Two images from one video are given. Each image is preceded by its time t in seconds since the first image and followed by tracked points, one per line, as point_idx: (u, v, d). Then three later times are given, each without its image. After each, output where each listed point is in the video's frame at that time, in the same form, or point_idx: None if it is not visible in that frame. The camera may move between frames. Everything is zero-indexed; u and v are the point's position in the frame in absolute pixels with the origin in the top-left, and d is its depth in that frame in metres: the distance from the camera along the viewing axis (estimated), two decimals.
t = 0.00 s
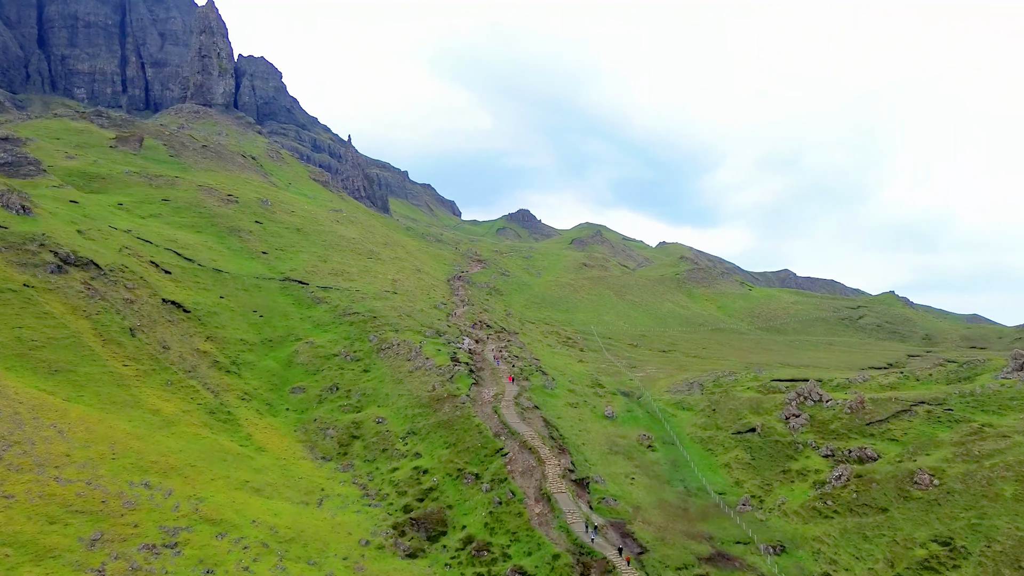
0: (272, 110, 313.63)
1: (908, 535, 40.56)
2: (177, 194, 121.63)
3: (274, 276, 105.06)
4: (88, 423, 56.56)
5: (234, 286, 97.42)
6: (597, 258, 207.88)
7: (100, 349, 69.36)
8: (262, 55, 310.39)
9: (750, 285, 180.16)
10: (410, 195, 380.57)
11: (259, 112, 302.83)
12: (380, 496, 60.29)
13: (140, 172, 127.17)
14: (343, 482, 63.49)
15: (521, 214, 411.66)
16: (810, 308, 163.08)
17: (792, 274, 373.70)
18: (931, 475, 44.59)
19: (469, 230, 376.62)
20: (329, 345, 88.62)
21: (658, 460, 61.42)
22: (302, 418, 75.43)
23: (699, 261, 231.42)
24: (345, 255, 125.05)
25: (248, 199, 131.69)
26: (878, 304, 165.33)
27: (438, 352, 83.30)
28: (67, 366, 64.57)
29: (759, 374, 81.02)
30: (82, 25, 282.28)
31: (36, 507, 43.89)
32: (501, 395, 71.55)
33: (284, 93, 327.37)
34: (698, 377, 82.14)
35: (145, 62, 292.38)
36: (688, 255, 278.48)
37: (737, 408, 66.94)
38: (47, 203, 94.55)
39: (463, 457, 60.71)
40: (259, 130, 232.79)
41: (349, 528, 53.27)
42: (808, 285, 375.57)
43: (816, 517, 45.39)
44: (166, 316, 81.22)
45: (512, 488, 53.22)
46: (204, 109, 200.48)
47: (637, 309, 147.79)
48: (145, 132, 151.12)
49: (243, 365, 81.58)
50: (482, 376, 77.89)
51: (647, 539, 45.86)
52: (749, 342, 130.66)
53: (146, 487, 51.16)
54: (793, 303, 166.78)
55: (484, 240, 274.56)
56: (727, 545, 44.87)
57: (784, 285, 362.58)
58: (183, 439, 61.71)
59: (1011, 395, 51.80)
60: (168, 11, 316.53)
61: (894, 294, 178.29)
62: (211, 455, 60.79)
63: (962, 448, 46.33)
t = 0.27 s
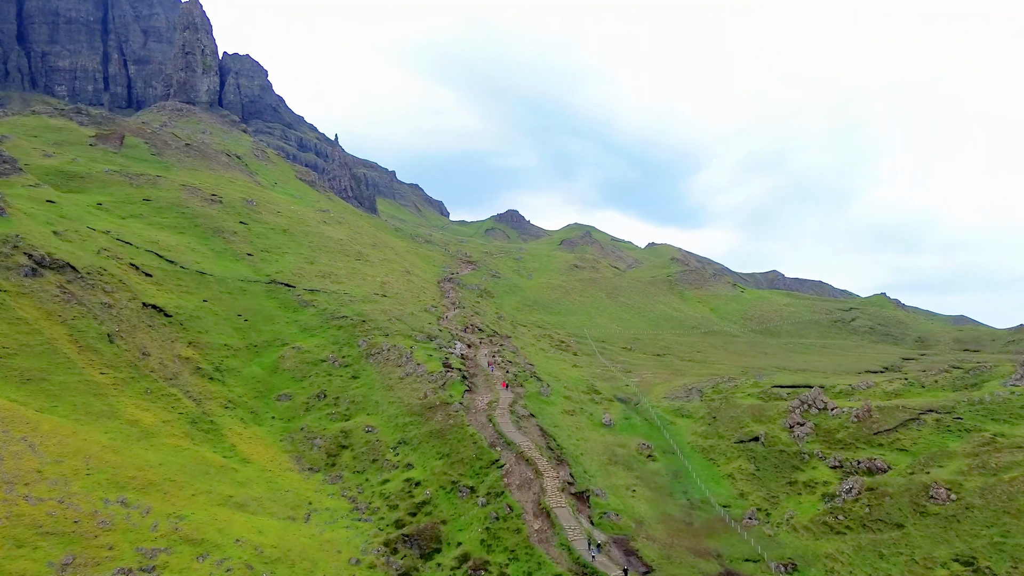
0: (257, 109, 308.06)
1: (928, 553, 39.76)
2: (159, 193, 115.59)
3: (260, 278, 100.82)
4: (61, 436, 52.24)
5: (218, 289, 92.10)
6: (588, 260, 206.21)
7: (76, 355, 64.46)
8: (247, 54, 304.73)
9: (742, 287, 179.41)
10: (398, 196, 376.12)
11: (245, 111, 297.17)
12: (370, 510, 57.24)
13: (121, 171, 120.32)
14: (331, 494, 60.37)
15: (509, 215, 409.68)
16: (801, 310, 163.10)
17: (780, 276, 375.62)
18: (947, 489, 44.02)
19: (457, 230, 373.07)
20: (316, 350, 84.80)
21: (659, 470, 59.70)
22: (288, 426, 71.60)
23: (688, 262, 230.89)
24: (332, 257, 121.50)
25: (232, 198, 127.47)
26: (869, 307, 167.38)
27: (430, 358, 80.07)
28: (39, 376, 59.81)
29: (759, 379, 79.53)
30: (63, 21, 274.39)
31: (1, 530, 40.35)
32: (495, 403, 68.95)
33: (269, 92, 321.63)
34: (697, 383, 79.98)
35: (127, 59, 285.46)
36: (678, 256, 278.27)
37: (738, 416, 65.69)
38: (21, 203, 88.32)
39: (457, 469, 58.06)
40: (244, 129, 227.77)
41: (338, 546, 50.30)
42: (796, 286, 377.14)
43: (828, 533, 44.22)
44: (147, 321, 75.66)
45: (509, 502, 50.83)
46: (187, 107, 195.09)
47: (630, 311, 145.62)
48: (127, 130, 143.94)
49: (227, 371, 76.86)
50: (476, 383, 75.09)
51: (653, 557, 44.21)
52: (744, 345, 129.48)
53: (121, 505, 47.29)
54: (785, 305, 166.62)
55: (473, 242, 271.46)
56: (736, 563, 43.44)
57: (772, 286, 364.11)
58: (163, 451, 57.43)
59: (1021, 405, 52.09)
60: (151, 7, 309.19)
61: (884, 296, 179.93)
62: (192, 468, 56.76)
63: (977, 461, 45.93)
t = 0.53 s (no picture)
0: (248, 108, 303.58)
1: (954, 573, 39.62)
2: (146, 193, 111.75)
3: (250, 280, 97.69)
4: (38, 449, 48.86)
5: (206, 292, 88.79)
6: (583, 261, 203.83)
7: (55, 361, 60.60)
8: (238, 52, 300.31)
9: (739, 289, 178.18)
10: (390, 196, 372.40)
11: (235, 109, 293.46)
12: (364, 524, 54.56)
13: (107, 169, 115.64)
14: (323, 507, 57.58)
15: (503, 215, 407.54)
16: (798, 312, 162.49)
17: (773, 277, 376.15)
18: (970, 505, 44.11)
19: (449, 230, 369.87)
20: (307, 355, 81.78)
21: (664, 482, 58.28)
22: (278, 435, 68.59)
23: (683, 263, 229.75)
24: (324, 259, 118.57)
25: (221, 198, 124.10)
26: (867, 310, 169.85)
27: (425, 363, 77.63)
28: (15, 384, 55.71)
29: (762, 385, 77.93)
30: (50, 18, 268.74)
31: None
32: (494, 411, 66.62)
33: (261, 90, 317.15)
34: (700, 389, 78.06)
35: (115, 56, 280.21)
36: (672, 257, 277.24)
37: (745, 425, 64.44)
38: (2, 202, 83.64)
39: (455, 481, 55.65)
40: (234, 127, 223.60)
41: (330, 564, 47.59)
42: (790, 287, 377.67)
43: (847, 551, 44.03)
44: (131, 325, 72.15)
45: (511, 518, 48.64)
46: (176, 104, 190.87)
47: (627, 313, 143.63)
48: (114, 129, 137.19)
49: (214, 377, 73.57)
50: (473, 389, 72.66)
51: None
52: (743, 348, 128.22)
53: (100, 523, 43.99)
54: (783, 307, 166.03)
55: (467, 242, 268.69)
56: None
57: (765, 288, 364.60)
58: (146, 463, 54.15)
59: None
60: (141, 4, 303.68)
61: (879, 298, 181.09)
62: (177, 481, 53.48)
63: (998, 476, 46.32)
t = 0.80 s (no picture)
0: (246, 106, 300.86)
1: None
2: (141, 191, 109.31)
3: (246, 281, 95.16)
4: (21, 460, 46.37)
5: (201, 292, 86.38)
6: (585, 261, 201.85)
7: (41, 366, 58.04)
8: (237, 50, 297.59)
9: (743, 289, 175.92)
10: (389, 195, 369.68)
11: (233, 108, 290.85)
12: (363, 536, 52.09)
13: (100, 167, 113.07)
14: (321, 518, 55.08)
15: (502, 215, 405.38)
16: (804, 314, 160.34)
17: (774, 278, 374.09)
18: (1003, 520, 42.28)
19: (449, 231, 367.46)
20: (305, 358, 79.37)
21: (676, 492, 56.08)
22: (274, 441, 66.13)
23: (686, 263, 227.38)
24: (323, 259, 116.16)
25: (217, 197, 121.56)
26: (873, 311, 168.23)
27: (426, 366, 75.24)
28: None
29: (774, 390, 75.70)
30: (47, 15, 265.93)
31: None
32: (498, 417, 64.37)
33: (259, 89, 314.42)
34: (709, 394, 75.91)
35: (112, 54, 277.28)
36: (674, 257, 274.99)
37: (759, 432, 62.35)
38: None
39: (459, 491, 53.23)
40: (232, 125, 220.85)
41: None
42: (790, 288, 376.08)
43: (874, 569, 42.10)
44: (122, 327, 69.67)
45: (518, 531, 46.26)
46: (172, 102, 188.18)
47: (630, 315, 141.26)
48: (109, 125, 134.36)
49: (208, 381, 71.11)
50: (476, 394, 70.26)
51: None
52: (749, 350, 126.09)
53: (84, 538, 41.55)
54: (787, 308, 164.07)
55: (467, 242, 266.25)
56: None
57: (767, 288, 362.59)
58: (135, 473, 51.70)
59: None
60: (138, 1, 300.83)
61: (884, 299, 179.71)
62: (167, 492, 51.01)
63: None
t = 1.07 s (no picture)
0: (245, 105, 298.37)
1: None
2: (135, 188, 106.97)
3: (242, 281, 92.72)
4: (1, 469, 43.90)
5: (195, 292, 83.97)
6: (587, 261, 199.65)
7: (26, 369, 55.55)
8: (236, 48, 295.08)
9: (748, 290, 173.39)
10: (389, 195, 367.16)
11: (232, 106, 288.48)
12: (362, 548, 49.60)
13: (93, 164, 110.70)
14: (318, 528, 52.57)
15: (503, 215, 403.13)
16: (810, 315, 157.90)
17: (776, 278, 372.04)
18: None
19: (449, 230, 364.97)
20: (303, 360, 76.92)
21: (690, 502, 53.67)
22: (270, 447, 63.65)
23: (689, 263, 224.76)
24: (322, 258, 113.69)
25: (214, 195, 119.11)
26: (879, 312, 166.00)
27: (428, 369, 72.82)
28: None
29: (787, 394, 73.30)
30: (44, 13, 263.56)
31: None
32: (503, 421, 61.94)
33: (258, 87, 311.97)
34: (720, 399, 73.61)
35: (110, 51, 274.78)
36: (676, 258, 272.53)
37: (775, 438, 60.00)
38: None
39: (463, 501, 50.75)
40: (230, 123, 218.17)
41: None
42: (793, 288, 374.21)
43: None
44: (113, 329, 67.25)
45: (525, 545, 43.85)
46: (170, 99, 185.70)
47: (634, 316, 138.77)
48: (103, 122, 131.93)
49: (202, 384, 68.67)
50: (479, 398, 67.82)
51: None
52: (756, 352, 123.83)
53: (66, 554, 39.15)
54: (793, 309, 161.92)
55: (467, 242, 263.76)
56: None
57: (769, 288, 360.56)
58: (123, 482, 49.27)
59: None
60: None
61: (890, 300, 177.77)
62: (157, 502, 48.56)
63: None
